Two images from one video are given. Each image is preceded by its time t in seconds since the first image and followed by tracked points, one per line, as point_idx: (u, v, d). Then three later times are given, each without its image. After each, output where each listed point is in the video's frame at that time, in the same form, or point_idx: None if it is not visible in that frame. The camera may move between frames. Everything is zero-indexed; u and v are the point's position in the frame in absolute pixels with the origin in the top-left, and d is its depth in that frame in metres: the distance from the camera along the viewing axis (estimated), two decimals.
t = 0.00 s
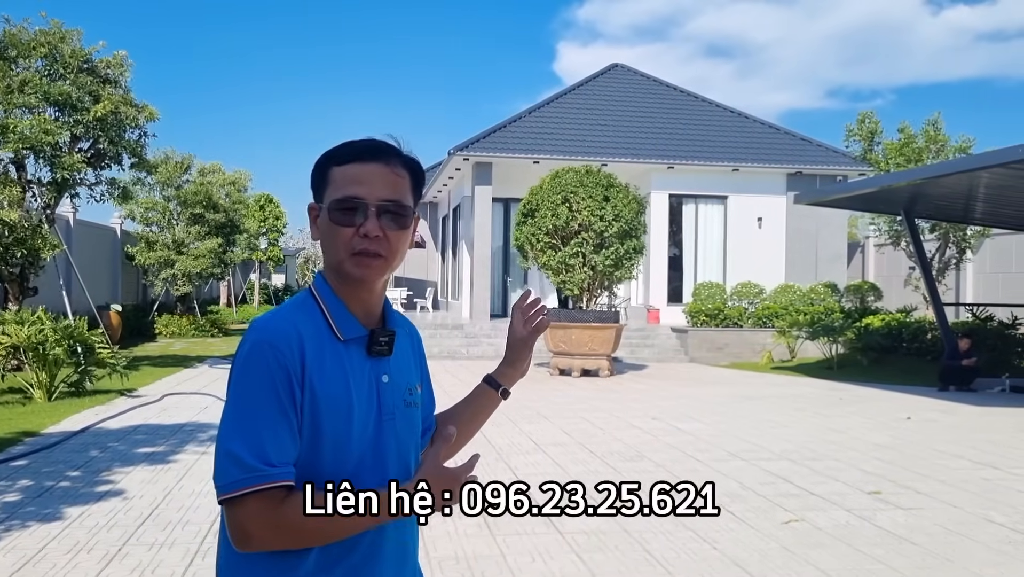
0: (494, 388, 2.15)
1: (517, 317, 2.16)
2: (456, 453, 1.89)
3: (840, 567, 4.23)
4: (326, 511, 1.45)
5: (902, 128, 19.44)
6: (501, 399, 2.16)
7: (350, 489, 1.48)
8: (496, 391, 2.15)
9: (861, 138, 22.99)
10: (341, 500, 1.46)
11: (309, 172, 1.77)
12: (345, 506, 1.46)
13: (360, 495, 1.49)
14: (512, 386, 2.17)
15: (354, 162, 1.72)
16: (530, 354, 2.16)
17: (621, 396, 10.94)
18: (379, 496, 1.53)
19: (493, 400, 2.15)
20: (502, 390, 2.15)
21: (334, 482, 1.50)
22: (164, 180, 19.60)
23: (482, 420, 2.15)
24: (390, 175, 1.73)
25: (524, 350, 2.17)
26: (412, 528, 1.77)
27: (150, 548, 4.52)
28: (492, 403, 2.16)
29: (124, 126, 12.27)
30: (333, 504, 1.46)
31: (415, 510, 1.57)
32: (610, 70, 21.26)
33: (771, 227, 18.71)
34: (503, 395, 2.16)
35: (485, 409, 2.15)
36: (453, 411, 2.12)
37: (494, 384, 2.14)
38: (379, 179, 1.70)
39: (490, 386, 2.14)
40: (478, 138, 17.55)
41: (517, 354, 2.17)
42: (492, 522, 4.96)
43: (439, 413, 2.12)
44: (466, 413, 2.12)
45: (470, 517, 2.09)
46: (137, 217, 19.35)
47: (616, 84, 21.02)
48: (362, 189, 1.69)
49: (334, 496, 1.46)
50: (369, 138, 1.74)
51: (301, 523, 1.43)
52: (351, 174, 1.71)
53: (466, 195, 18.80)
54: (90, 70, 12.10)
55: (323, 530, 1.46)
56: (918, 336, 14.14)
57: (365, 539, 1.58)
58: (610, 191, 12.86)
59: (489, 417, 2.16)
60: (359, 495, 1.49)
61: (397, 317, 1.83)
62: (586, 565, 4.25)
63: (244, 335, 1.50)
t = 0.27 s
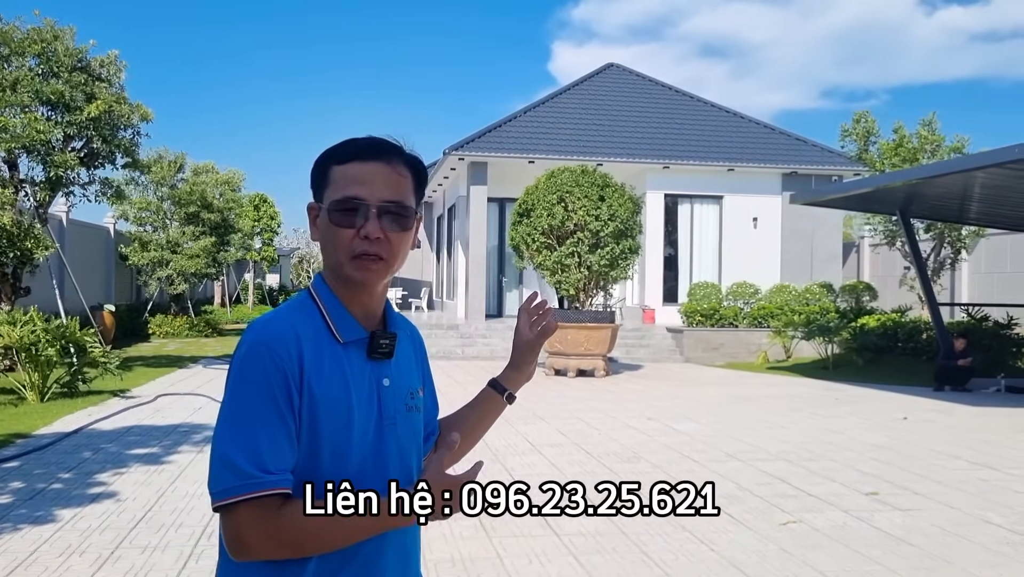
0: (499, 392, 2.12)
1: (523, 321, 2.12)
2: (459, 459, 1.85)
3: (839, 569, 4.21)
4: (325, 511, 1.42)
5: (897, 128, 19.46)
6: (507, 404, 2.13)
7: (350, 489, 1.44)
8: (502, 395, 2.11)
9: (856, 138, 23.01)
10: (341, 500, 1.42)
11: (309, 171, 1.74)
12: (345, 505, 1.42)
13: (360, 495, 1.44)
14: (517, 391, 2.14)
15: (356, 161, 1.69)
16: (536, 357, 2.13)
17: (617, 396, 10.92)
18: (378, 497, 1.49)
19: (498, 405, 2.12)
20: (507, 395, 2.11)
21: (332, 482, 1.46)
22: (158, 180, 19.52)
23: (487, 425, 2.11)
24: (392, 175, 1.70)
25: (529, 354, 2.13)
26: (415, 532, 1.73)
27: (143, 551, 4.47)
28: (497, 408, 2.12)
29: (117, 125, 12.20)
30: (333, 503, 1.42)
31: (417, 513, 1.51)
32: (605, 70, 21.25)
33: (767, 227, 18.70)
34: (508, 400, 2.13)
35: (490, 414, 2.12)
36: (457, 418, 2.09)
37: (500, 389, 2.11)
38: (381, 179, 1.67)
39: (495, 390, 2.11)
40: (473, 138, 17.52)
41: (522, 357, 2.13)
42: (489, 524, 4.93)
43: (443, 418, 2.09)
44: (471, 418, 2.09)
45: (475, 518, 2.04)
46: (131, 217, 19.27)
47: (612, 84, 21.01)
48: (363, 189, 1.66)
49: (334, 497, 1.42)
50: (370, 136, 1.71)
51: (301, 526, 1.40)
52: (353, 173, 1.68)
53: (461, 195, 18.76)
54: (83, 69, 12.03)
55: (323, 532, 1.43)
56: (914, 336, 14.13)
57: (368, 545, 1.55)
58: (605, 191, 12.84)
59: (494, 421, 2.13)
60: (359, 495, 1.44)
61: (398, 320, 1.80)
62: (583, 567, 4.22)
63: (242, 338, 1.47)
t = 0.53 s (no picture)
0: (508, 397, 2.09)
1: (532, 323, 2.10)
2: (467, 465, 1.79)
3: (842, 572, 4.18)
4: (326, 512, 1.39)
5: (896, 128, 19.45)
6: (515, 408, 2.10)
7: (350, 489, 1.42)
8: (510, 400, 2.09)
9: (855, 138, 23.00)
10: (341, 500, 1.39)
11: (311, 170, 1.72)
12: (345, 506, 1.39)
13: (360, 494, 1.42)
14: (525, 396, 2.11)
15: (359, 159, 1.67)
16: (544, 361, 2.11)
17: (616, 397, 10.88)
18: (380, 497, 1.45)
19: (507, 410, 2.09)
20: (516, 399, 2.09)
21: (332, 482, 1.43)
22: (156, 180, 19.47)
23: (495, 431, 2.08)
24: (396, 172, 1.68)
25: (537, 358, 2.12)
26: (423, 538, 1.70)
27: (140, 554, 4.43)
28: (506, 413, 2.09)
29: (115, 125, 12.15)
30: (333, 503, 1.39)
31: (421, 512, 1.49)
32: (604, 70, 21.24)
33: (765, 227, 18.69)
34: (517, 404, 2.10)
35: (499, 420, 2.09)
36: (466, 423, 2.06)
37: (508, 393, 2.08)
38: (385, 177, 1.66)
39: (503, 395, 2.08)
40: (471, 138, 17.49)
41: (531, 360, 2.12)
42: (488, 526, 4.90)
43: (450, 424, 2.06)
44: (480, 423, 2.06)
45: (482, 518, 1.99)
46: (129, 217, 19.22)
47: (610, 84, 20.99)
48: (367, 187, 1.65)
49: (334, 496, 1.40)
50: (374, 133, 1.69)
51: (305, 533, 1.36)
52: (356, 171, 1.66)
53: (460, 196, 18.72)
54: (81, 68, 11.98)
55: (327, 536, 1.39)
56: (913, 337, 14.10)
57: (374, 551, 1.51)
58: (604, 191, 12.81)
59: (503, 427, 2.09)
60: (359, 495, 1.42)
61: (404, 322, 1.78)
62: (584, 570, 4.19)
63: (245, 343, 1.45)
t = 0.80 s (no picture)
0: (518, 406, 2.07)
1: (544, 331, 2.08)
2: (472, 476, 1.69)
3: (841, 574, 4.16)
4: (326, 512, 1.37)
5: (892, 129, 19.46)
6: (526, 417, 2.08)
7: (350, 489, 1.41)
8: (519, 409, 2.06)
9: (851, 139, 23.02)
10: (341, 500, 1.38)
11: (316, 170, 1.70)
12: (345, 506, 1.38)
13: (360, 495, 1.41)
14: (536, 406, 2.09)
15: (365, 159, 1.65)
16: (556, 369, 2.08)
17: (613, 397, 10.86)
18: (379, 498, 1.43)
19: (517, 419, 2.07)
20: (525, 408, 2.06)
21: (332, 482, 1.42)
22: (150, 180, 19.40)
23: (506, 439, 2.06)
24: (402, 172, 1.66)
25: (549, 365, 2.09)
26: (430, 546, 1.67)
27: (135, 557, 4.40)
28: (516, 422, 2.07)
29: (109, 124, 12.09)
30: (333, 503, 1.38)
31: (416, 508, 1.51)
32: (600, 70, 21.22)
33: (761, 227, 18.69)
34: (527, 414, 2.07)
35: (509, 429, 2.07)
36: (475, 431, 2.04)
37: (517, 402, 2.06)
38: (392, 176, 1.63)
39: (512, 403, 2.06)
40: (467, 138, 17.46)
41: (543, 369, 2.09)
42: (485, 528, 4.87)
43: (460, 431, 2.05)
44: (489, 432, 2.04)
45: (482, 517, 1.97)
46: (123, 217, 19.15)
47: (606, 84, 20.97)
48: (374, 187, 1.62)
49: (334, 495, 1.39)
50: (381, 134, 1.67)
51: (308, 537, 1.33)
52: (363, 171, 1.64)
53: (456, 196, 18.69)
54: (74, 68, 11.92)
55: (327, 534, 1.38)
56: (909, 337, 14.11)
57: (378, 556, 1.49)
58: (600, 191, 12.79)
59: (513, 436, 2.07)
60: (359, 495, 1.41)
61: (411, 326, 1.76)
62: (582, 572, 4.16)
63: (250, 345, 1.44)
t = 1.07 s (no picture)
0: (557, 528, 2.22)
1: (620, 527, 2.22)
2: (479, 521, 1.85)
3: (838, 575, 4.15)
4: (325, 512, 1.40)
5: (887, 129, 19.48)
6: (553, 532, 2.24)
7: (350, 489, 1.42)
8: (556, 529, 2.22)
9: (846, 139, 23.04)
10: (341, 499, 1.41)
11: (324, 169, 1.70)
12: (344, 506, 1.42)
13: (360, 494, 1.45)
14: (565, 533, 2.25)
15: (373, 157, 1.65)
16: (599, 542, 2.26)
17: (609, 398, 10.85)
18: (379, 499, 1.48)
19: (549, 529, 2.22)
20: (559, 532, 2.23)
21: (332, 481, 1.41)
22: (144, 179, 19.31)
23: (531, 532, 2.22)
24: (408, 170, 1.66)
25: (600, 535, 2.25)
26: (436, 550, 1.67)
27: (129, 559, 4.37)
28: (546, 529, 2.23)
29: (102, 123, 12.02)
30: (334, 504, 1.41)
31: (415, 510, 1.55)
32: (595, 70, 21.21)
33: (756, 227, 18.69)
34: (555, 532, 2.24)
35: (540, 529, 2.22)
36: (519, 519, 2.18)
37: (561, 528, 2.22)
38: (400, 175, 1.63)
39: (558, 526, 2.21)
40: (462, 138, 17.42)
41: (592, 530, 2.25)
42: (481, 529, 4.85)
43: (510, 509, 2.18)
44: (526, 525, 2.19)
45: (463, 515, 2.03)
46: (116, 216, 19.05)
47: (601, 84, 20.97)
48: (383, 185, 1.62)
49: (334, 495, 1.40)
50: (387, 133, 1.67)
51: (320, 543, 1.33)
52: (368, 169, 1.64)
53: (451, 196, 18.64)
54: (68, 66, 11.86)
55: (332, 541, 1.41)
56: (904, 337, 14.12)
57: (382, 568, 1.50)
58: (596, 191, 12.77)
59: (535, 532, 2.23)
60: (359, 495, 1.45)
61: (420, 324, 1.76)
62: (579, 573, 4.15)
63: (261, 339, 1.43)
